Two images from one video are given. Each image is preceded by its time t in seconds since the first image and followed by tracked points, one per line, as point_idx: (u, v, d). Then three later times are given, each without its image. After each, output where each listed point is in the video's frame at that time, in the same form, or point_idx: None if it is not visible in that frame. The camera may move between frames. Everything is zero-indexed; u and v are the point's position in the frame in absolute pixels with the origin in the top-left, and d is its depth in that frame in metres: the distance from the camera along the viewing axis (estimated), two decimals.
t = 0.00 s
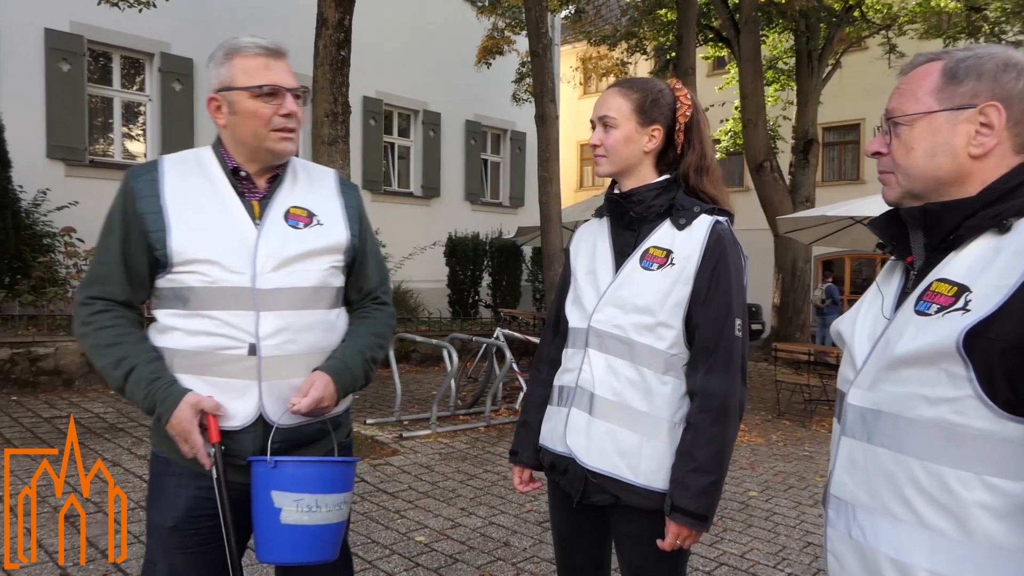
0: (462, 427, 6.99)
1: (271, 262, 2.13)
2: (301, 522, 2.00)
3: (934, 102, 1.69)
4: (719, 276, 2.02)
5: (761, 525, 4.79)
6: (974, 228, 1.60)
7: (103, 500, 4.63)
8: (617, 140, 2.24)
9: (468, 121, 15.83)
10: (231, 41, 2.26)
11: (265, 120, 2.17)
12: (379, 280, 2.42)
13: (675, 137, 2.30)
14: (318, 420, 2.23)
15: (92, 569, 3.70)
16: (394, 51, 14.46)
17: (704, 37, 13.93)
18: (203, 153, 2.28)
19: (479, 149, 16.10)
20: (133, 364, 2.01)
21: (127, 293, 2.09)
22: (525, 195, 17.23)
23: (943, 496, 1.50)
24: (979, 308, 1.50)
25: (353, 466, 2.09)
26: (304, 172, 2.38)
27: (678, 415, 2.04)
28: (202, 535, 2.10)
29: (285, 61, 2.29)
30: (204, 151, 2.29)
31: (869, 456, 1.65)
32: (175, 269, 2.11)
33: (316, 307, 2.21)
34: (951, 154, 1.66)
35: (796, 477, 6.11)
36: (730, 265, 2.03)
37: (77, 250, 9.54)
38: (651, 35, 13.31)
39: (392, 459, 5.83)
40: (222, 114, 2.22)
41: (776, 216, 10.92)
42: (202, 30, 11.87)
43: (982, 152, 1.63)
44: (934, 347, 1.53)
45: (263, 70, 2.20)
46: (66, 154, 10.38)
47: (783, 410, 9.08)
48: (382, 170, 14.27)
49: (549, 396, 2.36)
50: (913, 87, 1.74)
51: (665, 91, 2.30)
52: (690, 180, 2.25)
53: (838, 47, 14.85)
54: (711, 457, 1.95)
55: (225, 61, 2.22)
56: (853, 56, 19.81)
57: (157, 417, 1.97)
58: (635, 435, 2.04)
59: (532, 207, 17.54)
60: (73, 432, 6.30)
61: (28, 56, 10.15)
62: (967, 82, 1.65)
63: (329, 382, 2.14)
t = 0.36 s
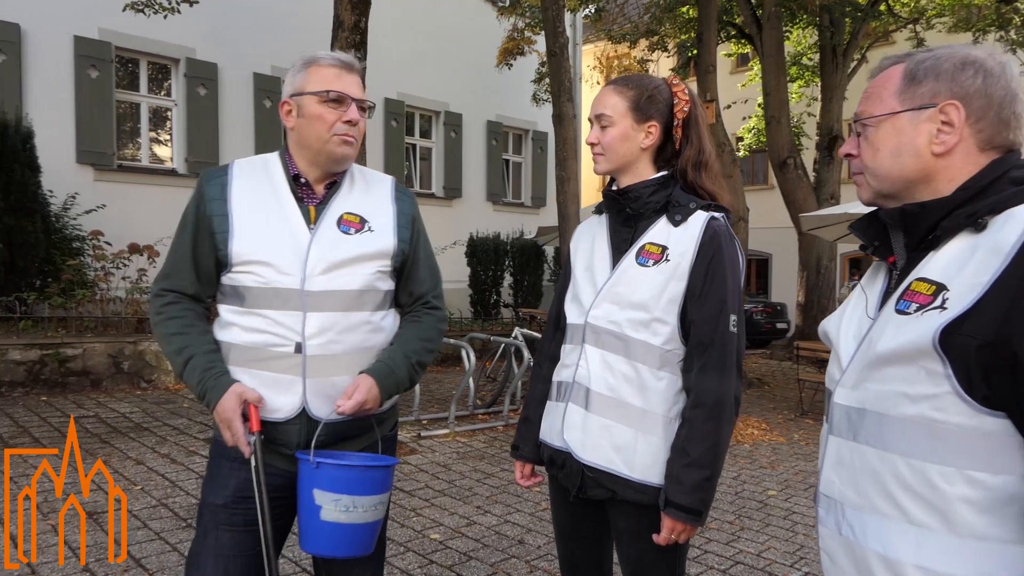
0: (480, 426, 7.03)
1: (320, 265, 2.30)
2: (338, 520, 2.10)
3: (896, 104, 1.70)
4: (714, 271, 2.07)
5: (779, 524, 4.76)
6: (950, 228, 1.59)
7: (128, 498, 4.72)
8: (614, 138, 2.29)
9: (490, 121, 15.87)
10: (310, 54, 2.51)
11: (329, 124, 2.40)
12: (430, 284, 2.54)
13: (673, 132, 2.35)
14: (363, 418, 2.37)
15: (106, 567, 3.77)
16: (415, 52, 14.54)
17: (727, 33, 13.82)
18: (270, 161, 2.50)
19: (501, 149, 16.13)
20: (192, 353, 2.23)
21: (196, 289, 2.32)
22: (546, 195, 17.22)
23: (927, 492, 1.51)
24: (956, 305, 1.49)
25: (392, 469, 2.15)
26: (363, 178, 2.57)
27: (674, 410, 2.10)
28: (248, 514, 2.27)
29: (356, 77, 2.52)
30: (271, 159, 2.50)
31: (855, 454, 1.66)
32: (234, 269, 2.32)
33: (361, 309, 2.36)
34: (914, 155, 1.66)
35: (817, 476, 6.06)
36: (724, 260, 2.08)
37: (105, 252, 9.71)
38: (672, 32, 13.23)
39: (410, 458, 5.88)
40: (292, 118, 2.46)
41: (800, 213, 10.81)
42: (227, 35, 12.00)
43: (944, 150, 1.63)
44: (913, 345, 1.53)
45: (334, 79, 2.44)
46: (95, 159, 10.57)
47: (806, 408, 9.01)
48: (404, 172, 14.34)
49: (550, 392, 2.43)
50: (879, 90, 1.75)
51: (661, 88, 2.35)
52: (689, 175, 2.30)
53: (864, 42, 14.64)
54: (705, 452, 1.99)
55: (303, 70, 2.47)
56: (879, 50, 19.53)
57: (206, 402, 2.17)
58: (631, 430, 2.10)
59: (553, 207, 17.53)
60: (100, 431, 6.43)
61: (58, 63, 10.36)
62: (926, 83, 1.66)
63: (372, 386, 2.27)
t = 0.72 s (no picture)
0: (485, 424, 7.04)
1: (330, 259, 2.32)
2: (401, 486, 2.19)
3: (870, 100, 1.71)
4: (704, 264, 2.09)
5: (781, 522, 4.76)
6: (920, 221, 1.61)
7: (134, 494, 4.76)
8: (605, 133, 2.30)
9: (498, 120, 15.88)
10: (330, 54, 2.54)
11: (333, 125, 2.41)
12: (441, 282, 2.59)
13: (665, 127, 2.35)
14: (372, 405, 2.40)
15: (108, 560, 3.80)
16: (424, 51, 14.56)
17: (736, 31, 13.77)
18: (285, 157, 2.52)
19: (510, 148, 16.14)
20: (167, 323, 2.28)
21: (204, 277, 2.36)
22: (555, 193, 17.23)
23: (889, 480, 1.53)
24: (919, 297, 1.50)
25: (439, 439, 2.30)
26: (374, 176, 2.59)
27: (663, 403, 2.12)
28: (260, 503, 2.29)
29: (371, 80, 2.53)
30: (287, 155, 2.52)
31: (825, 444, 1.69)
32: (244, 260, 2.34)
33: (367, 301, 2.37)
34: (886, 150, 1.68)
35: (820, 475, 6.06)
36: (714, 254, 2.09)
37: (114, 249, 9.78)
38: (681, 30, 13.20)
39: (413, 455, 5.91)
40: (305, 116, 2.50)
41: (809, 211, 10.75)
42: (236, 33, 12.05)
43: (916, 145, 1.64)
44: (878, 336, 1.55)
45: (346, 81, 2.45)
46: (105, 156, 10.64)
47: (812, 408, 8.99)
48: (412, 170, 14.37)
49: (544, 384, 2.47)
50: (853, 86, 1.77)
51: (653, 83, 2.35)
52: (682, 170, 2.32)
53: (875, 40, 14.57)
54: (692, 446, 1.99)
55: (319, 69, 2.49)
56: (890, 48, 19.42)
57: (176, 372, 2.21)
58: (620, 423, 2.12)
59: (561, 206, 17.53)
60: (107, 427, 6.47)
61: (69, 63, 10.43)
62: (898, 78, 1.67)
63: (415, 365, 2.35)
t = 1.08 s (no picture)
0: (482, 421, 7.05)
1: (318, 256, 2.33)
2: (375, 479, 2.19)
3: (854, 93, 1.72)
4: (692, 260, 2.10)
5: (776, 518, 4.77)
6: (901, 214, 1.62)
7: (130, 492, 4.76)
8: (596, 128, 2.31)
9: (497, 118, 15.87)
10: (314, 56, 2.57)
11: (310, 123, 2.42)
12: (431, 278, 2.57)
13: (655, 122, 2.36)
14: (362, 403, 2.39)
15: (104, 558, 3.81)
16: (422, 49, 14.55)
17: (734, 29, 13.78)
18: (277, 156, 2.53)
19: (508, 146, 16.14)
20: (194, 338, 2.28)
21: (204, 278, 2.38)
22: (554, 191, 17.23)
23: (867, 470, 1.53)
24: (900, 289, 1.51)
25: (396, 421, 2.31)
26: (364, 173, 2.59)
27: (653, 398, 2.13)
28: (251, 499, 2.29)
29: (352, 76, 2.52)
30: (278, 154, 2.54)
31: (804, 434, 1.70)
32: (236, 260, 2.36)
33: (356, 298, 2.38)
34: (871, 143, 1.68)
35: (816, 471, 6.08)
36: (703, 250, 2.10)
37: (112, 248, 9.78)
38: (679, 28, 13.20)
39: (410, 452, 5.92)
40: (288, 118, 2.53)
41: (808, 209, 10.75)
42: (234, 31, 12.04)
43: (901, 137, 1.65)
44: (859, 326, 1.56)
45: (322, 79, 2.45)
46: (103, 155, 10.64)
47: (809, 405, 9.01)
48: (410, 169, 14.36)
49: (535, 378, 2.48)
50: (837, 81, 1.78)
51: (643, 79, 2.36)
52: (671, 165, 2.32)
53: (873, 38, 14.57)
54: (682, 440, 2.00)
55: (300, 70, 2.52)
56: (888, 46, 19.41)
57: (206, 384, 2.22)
58: (610, 418, 2.14)
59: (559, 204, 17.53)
60: (105, 425, 6.47)
61: (67, 61, 10.42)
62: (881, 72, 1.68)
63: (374, 371, 2.30)
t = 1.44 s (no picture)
0: (480, 420, 7.05)
1: (306, 254, 2.33)
2: (323, 485, 2.13)
3: (843, 89, 1.72)
4: (688, 256, 2.10)
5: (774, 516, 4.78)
6: (896, 209, 1.62)
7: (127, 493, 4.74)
8: (590, 125, 2.31)
9: (495, 118, 15.87)
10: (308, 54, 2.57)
11: (300, 119, 2.42)
12: (424, 275, 2.54)
13: (651, 118, 2.36)
14: (352, 401, 2.38)
15: (102, 558, 3.81)
16: (420, 49, 14.54)
17: (731, 28, 13.79)
18: (269, 154, 2.53)
19: (506, 145, 16.13)
20: (190, 338, 2.28)
21: (196, 276, 2.37)
22: (552, 191, 17.23)
23: (867, 465, 1.53)
24: (899, 283, 1.51)
25: (371, 437, 2.23)
26: (356, 170, 2.59)
27: (650, 394, 2.13)
28: (247, 497, 2.29)
29: (346, 73, 2.52)
30: (270, 153, 2.54)
31: (801, 429, 1.70)
32: (226, 257, 2.37)
33: (345, 296, 2.38)
34: (862, 138, 1.69)
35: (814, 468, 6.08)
36: (698, 245, 2.10)
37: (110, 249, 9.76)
38: (676, 27, 13.21)
39: (408, 451, 5.91)
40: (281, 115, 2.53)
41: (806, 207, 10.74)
42: (231, 31, 12.03)
43: (891, 133, 1.65)
44: (857, 322, 1.56)
45: (314, 76, 2.46)
46: (100, 156, 10.62)
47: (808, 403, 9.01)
48: (408, 168, 14.36)
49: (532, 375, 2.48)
50: (827, 74, 1.78)
51: (637, 75, 2.36)
52: (667, 161, 2.32)
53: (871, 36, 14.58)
54: (680, 436, 2.00)
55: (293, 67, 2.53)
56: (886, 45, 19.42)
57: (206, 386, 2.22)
58: (607, 415, 2.14)
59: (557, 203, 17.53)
60: (102, 426, 6.47)
61: (65, 62, 10.41)
62: (871, 67, 1.68)
63: (355, 366, 2.28)
